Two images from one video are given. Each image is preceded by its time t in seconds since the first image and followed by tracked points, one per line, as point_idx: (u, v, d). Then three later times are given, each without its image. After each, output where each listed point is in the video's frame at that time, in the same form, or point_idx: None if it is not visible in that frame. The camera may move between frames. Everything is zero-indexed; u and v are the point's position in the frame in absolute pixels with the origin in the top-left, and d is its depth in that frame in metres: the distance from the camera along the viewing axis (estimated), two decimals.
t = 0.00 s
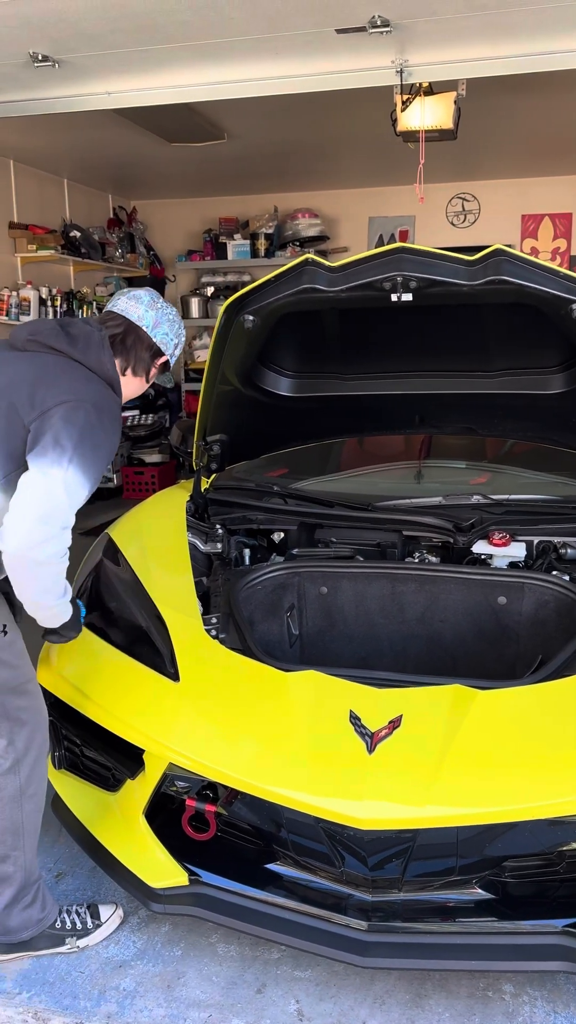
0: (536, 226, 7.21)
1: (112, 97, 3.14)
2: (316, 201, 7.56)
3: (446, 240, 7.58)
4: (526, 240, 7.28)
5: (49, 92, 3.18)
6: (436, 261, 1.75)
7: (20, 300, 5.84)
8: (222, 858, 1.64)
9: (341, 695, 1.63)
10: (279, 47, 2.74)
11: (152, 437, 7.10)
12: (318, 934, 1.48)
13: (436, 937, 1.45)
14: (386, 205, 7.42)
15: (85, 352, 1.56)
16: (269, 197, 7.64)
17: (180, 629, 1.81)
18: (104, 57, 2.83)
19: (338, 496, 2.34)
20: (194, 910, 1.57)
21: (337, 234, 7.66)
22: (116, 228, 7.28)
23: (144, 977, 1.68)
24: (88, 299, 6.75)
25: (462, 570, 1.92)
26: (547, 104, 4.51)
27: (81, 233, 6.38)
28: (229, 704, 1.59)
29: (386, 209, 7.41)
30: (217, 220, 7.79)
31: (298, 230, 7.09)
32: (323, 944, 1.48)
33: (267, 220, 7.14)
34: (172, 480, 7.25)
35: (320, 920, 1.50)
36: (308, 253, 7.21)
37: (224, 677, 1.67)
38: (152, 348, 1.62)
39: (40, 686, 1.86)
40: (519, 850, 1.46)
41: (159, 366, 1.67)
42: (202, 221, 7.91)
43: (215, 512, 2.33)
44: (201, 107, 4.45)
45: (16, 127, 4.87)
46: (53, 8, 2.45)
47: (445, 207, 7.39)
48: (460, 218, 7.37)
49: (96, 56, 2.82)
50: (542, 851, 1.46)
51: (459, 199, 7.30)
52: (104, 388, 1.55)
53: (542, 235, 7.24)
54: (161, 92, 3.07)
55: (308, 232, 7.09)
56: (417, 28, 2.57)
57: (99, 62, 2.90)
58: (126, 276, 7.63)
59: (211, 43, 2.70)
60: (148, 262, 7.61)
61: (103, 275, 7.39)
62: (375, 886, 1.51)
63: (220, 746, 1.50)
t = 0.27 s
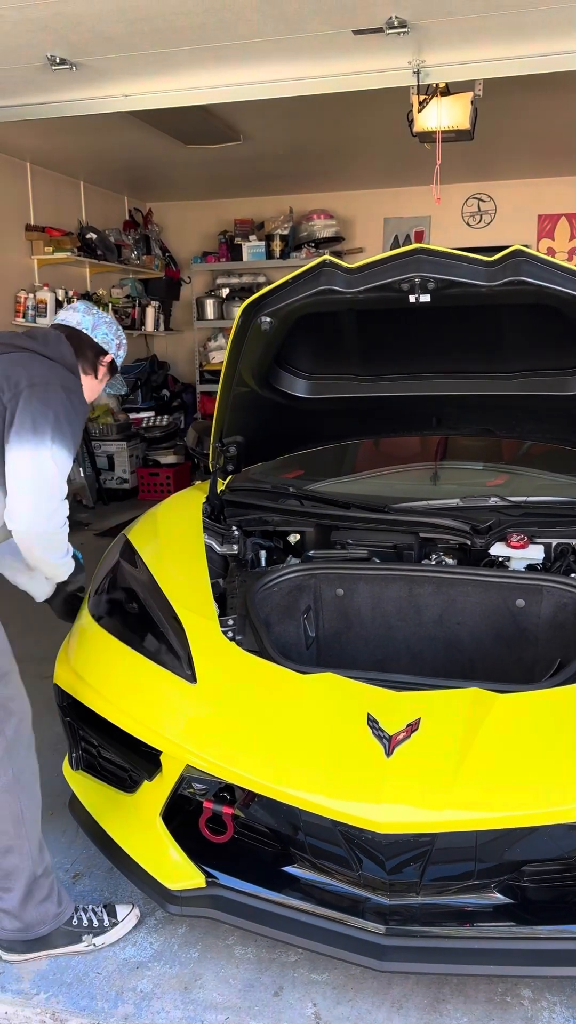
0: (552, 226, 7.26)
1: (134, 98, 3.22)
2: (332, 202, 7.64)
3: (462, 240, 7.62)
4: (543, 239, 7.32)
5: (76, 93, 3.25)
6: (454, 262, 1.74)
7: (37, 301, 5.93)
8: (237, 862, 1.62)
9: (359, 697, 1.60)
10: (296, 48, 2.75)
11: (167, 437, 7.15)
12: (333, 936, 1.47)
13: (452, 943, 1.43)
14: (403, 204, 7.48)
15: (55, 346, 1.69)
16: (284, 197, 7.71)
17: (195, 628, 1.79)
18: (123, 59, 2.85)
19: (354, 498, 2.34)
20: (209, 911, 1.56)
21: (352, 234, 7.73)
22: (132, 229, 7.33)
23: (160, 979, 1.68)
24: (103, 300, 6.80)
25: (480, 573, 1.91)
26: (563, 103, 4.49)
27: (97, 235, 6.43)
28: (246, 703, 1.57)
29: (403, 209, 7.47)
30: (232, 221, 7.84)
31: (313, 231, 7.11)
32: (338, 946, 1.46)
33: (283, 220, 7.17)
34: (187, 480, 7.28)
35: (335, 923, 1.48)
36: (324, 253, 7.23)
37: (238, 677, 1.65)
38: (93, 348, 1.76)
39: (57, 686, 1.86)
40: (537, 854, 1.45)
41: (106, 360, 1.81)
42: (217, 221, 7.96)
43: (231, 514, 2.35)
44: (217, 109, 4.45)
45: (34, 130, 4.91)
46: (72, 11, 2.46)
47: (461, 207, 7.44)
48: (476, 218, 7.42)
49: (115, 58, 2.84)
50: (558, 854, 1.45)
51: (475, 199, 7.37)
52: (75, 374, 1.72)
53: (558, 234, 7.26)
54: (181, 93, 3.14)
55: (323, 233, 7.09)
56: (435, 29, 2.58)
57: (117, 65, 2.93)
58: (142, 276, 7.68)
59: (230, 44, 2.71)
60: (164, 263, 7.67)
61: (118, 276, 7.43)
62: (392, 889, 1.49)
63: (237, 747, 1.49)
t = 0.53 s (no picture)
0: (567, 226, 7.29)
1: (151, 99, 3.24)
2: (344, 201, 7.66)
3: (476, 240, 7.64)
4: (557, 239, 7.34)
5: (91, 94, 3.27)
6: (470, 262, 1.74)
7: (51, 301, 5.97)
8: (252, 863, 1.60)
9: (374, 696, 1.58)
10: (312, 47, 2.77)
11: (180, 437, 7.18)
12: (347, 937, 1.46)
13: (467, 945, 1.42)
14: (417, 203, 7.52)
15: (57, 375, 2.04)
16: (298, 198, 7.75)
17: (209, 628, 1.78)
18: (139, 59, 2.86)
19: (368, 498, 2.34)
20: (223, 911, 1.55)
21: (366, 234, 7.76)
22: (146, 229, 7.37)
23: (174, 979, 1.68)
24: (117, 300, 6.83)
25: (496, 573, 1.90)
26: None
27: (111, 235, 6.45)
28: (258, 703, 1.56)
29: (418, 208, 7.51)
30: (245, 221, 7.88)
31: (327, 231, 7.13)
32: (352, 947, 1.45)
33: (296, 221, 7.19)
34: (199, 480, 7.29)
35: (349, 924, 1.47)
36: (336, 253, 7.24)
37: (251, 676, 1.63)
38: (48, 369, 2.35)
39: (71, 684, 1.86)
40: (553, 856, 1.43)
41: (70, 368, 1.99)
42: (230, 222, 8.00)
43: (245, 514, 2.36)
44: (231, 109, 4.46)
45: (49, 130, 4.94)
46: (89, 13, 2.48)
47: (475, 206, 7.47)
48: (490, 218, 7.45)
49: (130, 58, 2.86)
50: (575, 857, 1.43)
51: (489, 199, 7.40)
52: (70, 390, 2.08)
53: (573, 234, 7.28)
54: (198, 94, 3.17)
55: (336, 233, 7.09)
56: (451, 27, 2.60)
57: (132, 65, 2.94)
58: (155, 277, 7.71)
59: (246, 43, 2.73)
60: (177, 264, 7.65)
61: (131, 276, 7.48)
62: (407, 890, 1.47)
63: (249, 746, 1.48)
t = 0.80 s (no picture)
0: None
1: (163, 99, 3.25)
2: (355, 200, 7.66)
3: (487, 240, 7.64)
4: (569, 238, 7.33)
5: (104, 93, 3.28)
6: (484, 260, 1.73)
7: (63, 301, 6.01)
8: (263, 863, 1.59)
9: (387, 697, 1.57)
10: (324, 46, 2.78)
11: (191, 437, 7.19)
12: (358, 938, 1.45)
13: (480, 946, 1.41)
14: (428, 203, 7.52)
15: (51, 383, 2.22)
16: (309, 198, 7.76)
17: (220, 627, 1.78)
18: (151, 59, 2.87)
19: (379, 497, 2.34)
20: (234, 911, 1.55)
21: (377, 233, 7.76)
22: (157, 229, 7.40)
23: (186, 978, 1.68)
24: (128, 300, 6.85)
25: (508, 574, 1.89)
26: None
27: (123, 235, 6.47)
28: (270, 702, 1.55)
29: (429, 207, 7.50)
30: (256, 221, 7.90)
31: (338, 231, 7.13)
32: (363, 947, 1.44)
33: (307, 220, 7.19)
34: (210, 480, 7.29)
35: (361, 925, 1.46)
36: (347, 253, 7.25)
37: (262, 675, 1.63)
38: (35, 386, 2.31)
39: (83, 682, 1.86)
40: (566, 859, 1.41)
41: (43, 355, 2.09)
42: (241, 222, 8.02)
43: (256, 514, 2.36)
44: (243, 108, 4.47)
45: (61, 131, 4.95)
46: (103, 13, 2.49)
47: (487, 205, 7.46)
48: (502, 217, 7.44)
49: (143, 58, 2.87)
50: None
51: (501, 198, 7.39)
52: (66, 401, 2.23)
53: None
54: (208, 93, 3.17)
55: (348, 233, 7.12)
56: (464, 24, 2.60)
57: (145, 65, 2.95)
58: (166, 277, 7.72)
59: (259, 43, 2.73)
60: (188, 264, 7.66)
61: (142, 276, 7.50)
62: (419, 892, 1.46)
63: (261, 746, 1.47)
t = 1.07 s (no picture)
0: None
1: (172, 98, 3.25)
2: (364, 200, 7.66)
3: (496, 239, 7.63)
4: None
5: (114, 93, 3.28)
6: (495, 259, 1.72)
7: (72, 301, 6.02)
8: (272, 863, 1.59)
9: (396, 697, 1.56)
10: (333, 45, 2.78)
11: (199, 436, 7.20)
12: (367, 938, 1.44)
13: (489, 947, 1.40)
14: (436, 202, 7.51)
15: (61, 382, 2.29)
16: (317, 198, 7.76)
17: (229, 627, 1.78)
18: (160, 58, 2.87)
19: (387, 497, 2.33)
20: (244, 911, 1.54)
21: (385, 232, 7.76)
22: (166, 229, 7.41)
23: (195, 977, 1.68)
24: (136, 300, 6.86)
25: (518, 574, 1.88)
26: None
27: (132, 235, 6.48)
28: (279, 702, 1.55)
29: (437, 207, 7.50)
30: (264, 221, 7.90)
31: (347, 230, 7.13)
32: (372, 948, 1.43)
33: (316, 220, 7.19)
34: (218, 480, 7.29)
35: (370, 925, 1.45)
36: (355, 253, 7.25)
37: (271, 675, 1.62)
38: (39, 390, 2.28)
39: (92, 681, 1.86)
40: None
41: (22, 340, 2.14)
42: (249, 221, 8.03)
43: (265, 514, 2.36)
44: (252, 108, 4.47)
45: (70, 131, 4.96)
46: (113, 13, 2.50)
47: (495, 205, 7.45)
48: (511, 216, 7.44)
49: (153, 58, 2.88)
50: None
51: (510, 198, 7.39)
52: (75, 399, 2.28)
53: None
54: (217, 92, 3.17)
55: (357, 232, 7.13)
56: (475, 23, 2.60)
57: (154, 64, 2.95)
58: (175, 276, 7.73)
59: (269, 42, 2.74)
60: (196, 264, 7.68)
61: (151, 276, 7.52)
62: (428, 892, 1.45)
63: (270, 745, 1.47)
